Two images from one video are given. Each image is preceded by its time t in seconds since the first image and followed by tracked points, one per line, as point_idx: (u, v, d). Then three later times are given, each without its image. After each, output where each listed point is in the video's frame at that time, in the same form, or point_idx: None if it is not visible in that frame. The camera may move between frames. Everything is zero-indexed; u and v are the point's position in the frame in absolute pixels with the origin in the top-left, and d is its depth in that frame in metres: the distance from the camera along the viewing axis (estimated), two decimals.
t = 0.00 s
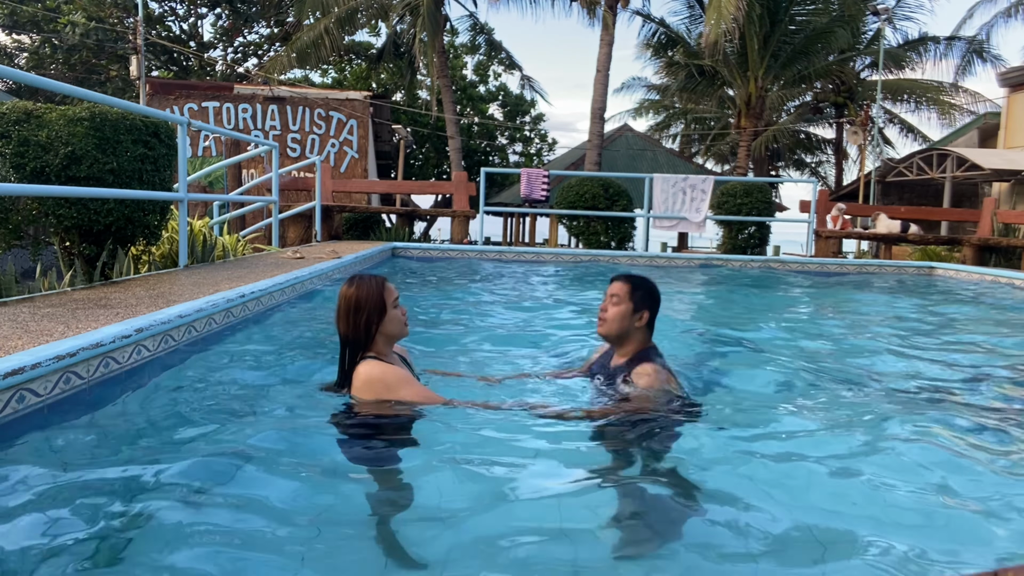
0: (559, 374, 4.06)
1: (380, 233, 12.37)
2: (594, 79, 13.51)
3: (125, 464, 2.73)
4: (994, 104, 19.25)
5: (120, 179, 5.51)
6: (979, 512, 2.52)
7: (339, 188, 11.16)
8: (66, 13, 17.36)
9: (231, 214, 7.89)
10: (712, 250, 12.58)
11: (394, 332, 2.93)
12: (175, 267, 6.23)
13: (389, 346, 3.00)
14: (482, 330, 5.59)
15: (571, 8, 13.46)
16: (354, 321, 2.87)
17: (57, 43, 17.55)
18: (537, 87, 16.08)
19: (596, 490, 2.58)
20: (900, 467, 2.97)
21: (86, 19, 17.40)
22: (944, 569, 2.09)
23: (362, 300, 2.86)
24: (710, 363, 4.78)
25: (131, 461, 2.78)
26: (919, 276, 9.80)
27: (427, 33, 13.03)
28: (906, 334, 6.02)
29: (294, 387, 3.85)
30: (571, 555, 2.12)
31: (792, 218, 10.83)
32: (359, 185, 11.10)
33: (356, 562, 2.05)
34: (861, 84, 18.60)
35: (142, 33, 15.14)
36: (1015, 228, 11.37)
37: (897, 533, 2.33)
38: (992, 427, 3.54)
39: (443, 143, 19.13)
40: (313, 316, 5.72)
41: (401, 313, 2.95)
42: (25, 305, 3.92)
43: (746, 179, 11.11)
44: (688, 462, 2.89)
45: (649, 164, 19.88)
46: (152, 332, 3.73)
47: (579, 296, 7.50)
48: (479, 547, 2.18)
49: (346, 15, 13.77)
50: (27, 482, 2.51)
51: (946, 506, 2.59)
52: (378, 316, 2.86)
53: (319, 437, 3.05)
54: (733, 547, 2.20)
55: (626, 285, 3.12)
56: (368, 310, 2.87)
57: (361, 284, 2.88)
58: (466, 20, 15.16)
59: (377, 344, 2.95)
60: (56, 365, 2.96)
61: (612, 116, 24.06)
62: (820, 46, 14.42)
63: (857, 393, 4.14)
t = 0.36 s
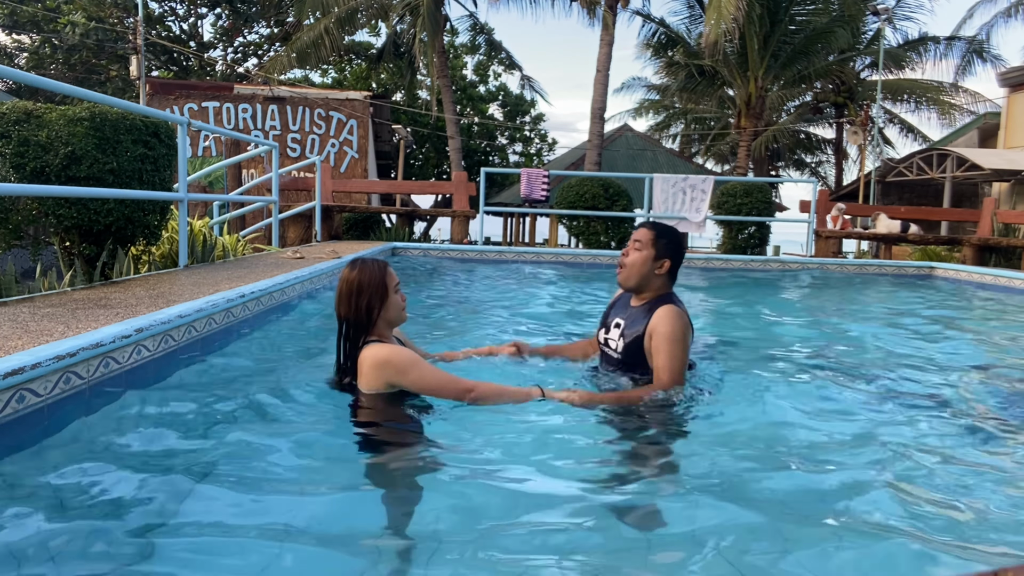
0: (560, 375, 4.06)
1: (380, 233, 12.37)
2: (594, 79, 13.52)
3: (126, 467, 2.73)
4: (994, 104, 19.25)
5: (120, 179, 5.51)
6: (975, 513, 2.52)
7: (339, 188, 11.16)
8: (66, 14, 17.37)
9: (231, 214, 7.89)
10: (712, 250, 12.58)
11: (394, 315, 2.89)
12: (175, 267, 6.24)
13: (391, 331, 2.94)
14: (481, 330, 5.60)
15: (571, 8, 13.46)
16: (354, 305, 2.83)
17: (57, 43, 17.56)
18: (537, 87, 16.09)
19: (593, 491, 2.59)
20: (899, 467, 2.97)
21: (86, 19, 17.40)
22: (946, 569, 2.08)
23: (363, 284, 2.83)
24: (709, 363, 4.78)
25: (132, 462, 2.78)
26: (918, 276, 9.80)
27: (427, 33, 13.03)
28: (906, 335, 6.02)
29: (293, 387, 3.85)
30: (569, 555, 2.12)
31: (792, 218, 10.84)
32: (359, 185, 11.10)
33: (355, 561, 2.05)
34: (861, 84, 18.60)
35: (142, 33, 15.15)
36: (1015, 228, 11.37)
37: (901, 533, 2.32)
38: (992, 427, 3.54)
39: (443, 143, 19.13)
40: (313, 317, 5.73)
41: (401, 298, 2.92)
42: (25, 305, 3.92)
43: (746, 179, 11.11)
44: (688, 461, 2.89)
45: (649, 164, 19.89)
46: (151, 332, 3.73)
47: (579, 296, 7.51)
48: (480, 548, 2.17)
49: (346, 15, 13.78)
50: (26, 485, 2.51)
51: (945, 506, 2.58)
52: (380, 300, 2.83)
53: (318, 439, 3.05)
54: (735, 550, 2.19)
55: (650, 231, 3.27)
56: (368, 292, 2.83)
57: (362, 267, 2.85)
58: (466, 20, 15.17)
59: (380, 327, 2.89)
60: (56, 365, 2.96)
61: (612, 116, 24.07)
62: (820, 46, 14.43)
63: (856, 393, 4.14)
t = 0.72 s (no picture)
0: (558, 378, 4.06)
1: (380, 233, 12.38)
2: (594, 79, 13.52)
3: (126, 466, 2.72)
4: (995, 104, 19.25)
5: (120, 179, 5.51)
6: (975, 513, 2.51)
7: (339, 188, 11.16)
8: (66, 13, 17.37)
9: (231, 214, 7.89)
10: (712, 250, 12.58)
11: (403, 347, 3.02)
12: (175, 267, 6.24)
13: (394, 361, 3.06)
14: (481, 330, 5.60)
15: (571, 8, 13.47)
16: (371, 331, 2.94)
17: (57, 43, 17.56)
18: (537, 87, 16.09)
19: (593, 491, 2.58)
20: (899, 468, 2.96)
21: (86, 19, 17.40)
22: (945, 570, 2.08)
23: (382, 311, 2.93)
24: (710, 363, 4.78)
25: (132, 462, 2.78)
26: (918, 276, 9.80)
27: (427, 33, 13.03)
28: (906, 335, 6.01)
29: (293, 388, 3.85)
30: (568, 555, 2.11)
31: (792, 218, 10.83)
32: (360, 185, 11.10)
33: (354, 562, 2.05)
34: (861, 84, 18.61)
35: (142, 33, 15.15)
36: (1015, 228, 11.37)
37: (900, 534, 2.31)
38: (992, 427, 3.53)
39: (443, 143, 19.13)
40: (313, 316, 5.73)
41: (411, 330, 3.04)
42: (25, 305, 3.92)
43: (746, 179, 11.12)
44: (687, 461, 2.89)
45: (649, 164, 19.89)
46: (151, 332, 3.74)
47: (579, 296, 7.50)
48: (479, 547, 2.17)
49: (346, 16, 13.78)
50: (26, 484, 2.51)
51: (945, 507, 2.57)
52: (397, 329, 2.95)
53: (318, 439, 3.05)
54: (734, 548, 2.19)
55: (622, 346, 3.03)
56: (386, 321, 2.93)
57: (380, 295, 2.96)
58: (466, 20, 15.17)
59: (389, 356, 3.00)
60: (56, 365, 2.96)
61: (612, 116, 24.09)
62: (820, 46, 14.43)
63: (856, 393, 4.13)
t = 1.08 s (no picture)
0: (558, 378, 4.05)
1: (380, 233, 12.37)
2: (594, 79, 13.51)
3: (126, 466, 2.72)
4: (995, 104, 19.24)
5: (120, 179, 5.51)
6: (978, 512, 2.50)
7: (339, 188, 11.15)
8: (66, 13, 17.36)
9: (231, 214, 7.88)
10: (712, 250, 12.57)
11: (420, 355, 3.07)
12: (175, 267, 6.23)
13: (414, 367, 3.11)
14: (481, 330, 5.58)
15: (571, 8, 13.46)
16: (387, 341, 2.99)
17: (57, 43, 17.54)
18: (537, 87, 16.08)
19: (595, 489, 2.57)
20: (901, 466, 2.95)
21: (86, 19, 17.39)
22: (944, 567, 2.07)
23: (398, 324, 2.97)
24: (711, 363, 4.77)
25: (133, 462, 2.77)
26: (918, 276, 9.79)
27: (427, 33, 13.02)
28: (906, 335, 6.01)
29: (293, 387, 3.84)
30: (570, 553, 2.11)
31: (792, 218, 10.83)
32: (359, 185, 11.09)
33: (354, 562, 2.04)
34: (861, 84, 18.61)
35: (142, 33, 15.14)
36: (1016, 228, 11.36)
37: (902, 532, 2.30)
38: (993, 426, 3.52)
39: (443, 143, 19.13)
40: (313, 316, 5.72)
41: (428, 338, 3.07)
42: (25, 305, 3.92)
43: (746, 179, 11.12)
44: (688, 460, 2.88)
45: (649, 164, 19.88)
46: (151, 332, 3.73)
47: (579, 296, 7.50)
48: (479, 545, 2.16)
49: (346, 15, 13.77)
50: (28, 484, 2.51)
51: (947, 505, 2.56)
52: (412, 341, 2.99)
53: (317, 440, 3.04)
54: (736, 547, 2.17)
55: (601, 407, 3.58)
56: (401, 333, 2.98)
57: (396, 308, 2.98)
58: (466, 19, 15.16)
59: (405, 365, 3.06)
60: (56, 365, 2.95)
61: (612, 116, 24.08)
62: (820, 46, 14.43)
63: (857, 393, 4.12)
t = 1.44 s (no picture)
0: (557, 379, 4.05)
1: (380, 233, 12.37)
2: (594, 79, 13.51)
3: (124, 468, 2.71)
4: (994, 104, 19.24)
5: (120, 179, 5.50)
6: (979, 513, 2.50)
7: (339, 188, 11.14)
8: (66, 13, 17.38)
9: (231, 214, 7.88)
10: (712, 250, 12.57)
11: (450, 350, 3.04)
12: (175, 267, 6.23)
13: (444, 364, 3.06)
14: (481, 330, 5.58)
15: (571, 8, 13.46)
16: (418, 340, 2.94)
17: (57, 43, 17.53)
18: (537, 87, 16.09)
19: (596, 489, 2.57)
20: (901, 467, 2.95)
21: (87, 19, 17.40)
22: (946, 570, 2.06)
23: (428, 321, 2.93)
24: (711, 363, 4.77)
25: (131, 463, 2.76)
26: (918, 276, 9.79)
27: (427, 33, 13.02)
28: (906, 334, 6.01)
29: (292, 387, 3.84)
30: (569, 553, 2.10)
31: (792, 218, 10.82)
32: (360, 185, 11.09)
33: (356, 564, 2.03)
34: (861, 84, 18.62)
35: (142, 33, 15.14)
36: (1016, 228, 11.36)
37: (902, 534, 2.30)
38: (993, 426, 3.52)
39: (443, 143, 19.13)
40: (313, 316, 5.71)
41: (456, 334, 3.04)
42: (25, 305, 3.91)
43: (746, 179, 11.11)
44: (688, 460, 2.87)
45: (649, 164, 19.88)
46: (152, 332, 3.72)
47: (578, 296, 7.49)
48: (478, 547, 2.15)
49: (346, 15, 13.77)
50: (26, 485, 2.50)
51: (948, 506, 2.56)
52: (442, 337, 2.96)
53: (317, 441, 3.04)
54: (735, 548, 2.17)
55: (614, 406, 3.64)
56: (431, 330, 2.94)
57: (425, 306, 2.95)
58: (466, 20, 15.16)
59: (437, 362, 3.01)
60: (56, 365, 2.94)
61: (612, 116, 24.10)
62: (820, 46, 14.43)
63: (857, 392, 4.12)
